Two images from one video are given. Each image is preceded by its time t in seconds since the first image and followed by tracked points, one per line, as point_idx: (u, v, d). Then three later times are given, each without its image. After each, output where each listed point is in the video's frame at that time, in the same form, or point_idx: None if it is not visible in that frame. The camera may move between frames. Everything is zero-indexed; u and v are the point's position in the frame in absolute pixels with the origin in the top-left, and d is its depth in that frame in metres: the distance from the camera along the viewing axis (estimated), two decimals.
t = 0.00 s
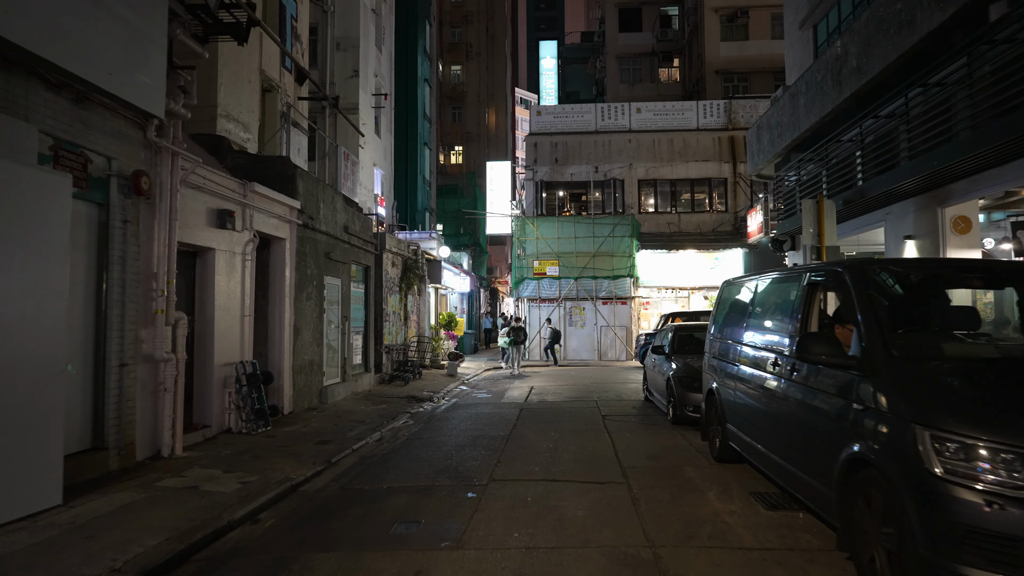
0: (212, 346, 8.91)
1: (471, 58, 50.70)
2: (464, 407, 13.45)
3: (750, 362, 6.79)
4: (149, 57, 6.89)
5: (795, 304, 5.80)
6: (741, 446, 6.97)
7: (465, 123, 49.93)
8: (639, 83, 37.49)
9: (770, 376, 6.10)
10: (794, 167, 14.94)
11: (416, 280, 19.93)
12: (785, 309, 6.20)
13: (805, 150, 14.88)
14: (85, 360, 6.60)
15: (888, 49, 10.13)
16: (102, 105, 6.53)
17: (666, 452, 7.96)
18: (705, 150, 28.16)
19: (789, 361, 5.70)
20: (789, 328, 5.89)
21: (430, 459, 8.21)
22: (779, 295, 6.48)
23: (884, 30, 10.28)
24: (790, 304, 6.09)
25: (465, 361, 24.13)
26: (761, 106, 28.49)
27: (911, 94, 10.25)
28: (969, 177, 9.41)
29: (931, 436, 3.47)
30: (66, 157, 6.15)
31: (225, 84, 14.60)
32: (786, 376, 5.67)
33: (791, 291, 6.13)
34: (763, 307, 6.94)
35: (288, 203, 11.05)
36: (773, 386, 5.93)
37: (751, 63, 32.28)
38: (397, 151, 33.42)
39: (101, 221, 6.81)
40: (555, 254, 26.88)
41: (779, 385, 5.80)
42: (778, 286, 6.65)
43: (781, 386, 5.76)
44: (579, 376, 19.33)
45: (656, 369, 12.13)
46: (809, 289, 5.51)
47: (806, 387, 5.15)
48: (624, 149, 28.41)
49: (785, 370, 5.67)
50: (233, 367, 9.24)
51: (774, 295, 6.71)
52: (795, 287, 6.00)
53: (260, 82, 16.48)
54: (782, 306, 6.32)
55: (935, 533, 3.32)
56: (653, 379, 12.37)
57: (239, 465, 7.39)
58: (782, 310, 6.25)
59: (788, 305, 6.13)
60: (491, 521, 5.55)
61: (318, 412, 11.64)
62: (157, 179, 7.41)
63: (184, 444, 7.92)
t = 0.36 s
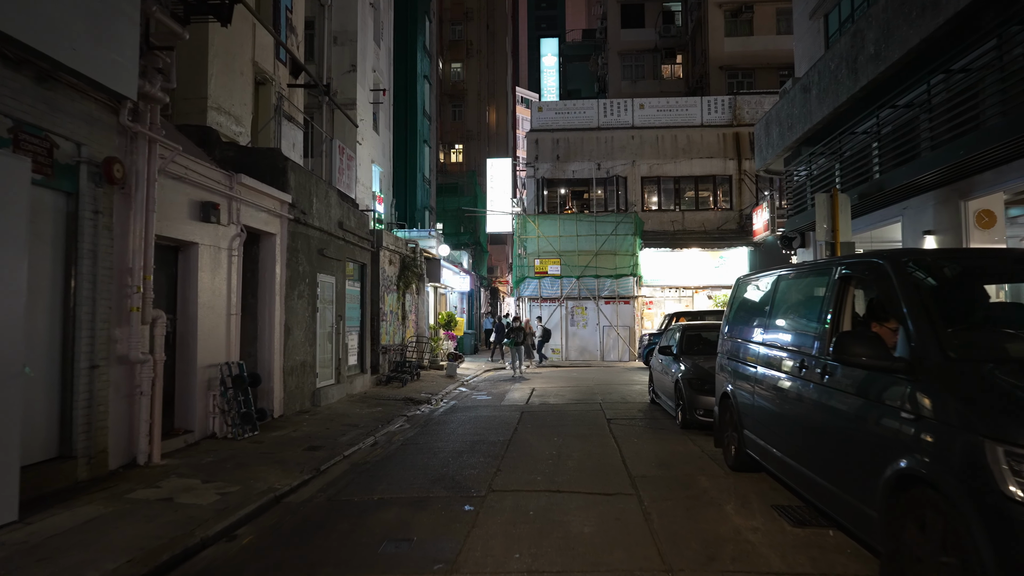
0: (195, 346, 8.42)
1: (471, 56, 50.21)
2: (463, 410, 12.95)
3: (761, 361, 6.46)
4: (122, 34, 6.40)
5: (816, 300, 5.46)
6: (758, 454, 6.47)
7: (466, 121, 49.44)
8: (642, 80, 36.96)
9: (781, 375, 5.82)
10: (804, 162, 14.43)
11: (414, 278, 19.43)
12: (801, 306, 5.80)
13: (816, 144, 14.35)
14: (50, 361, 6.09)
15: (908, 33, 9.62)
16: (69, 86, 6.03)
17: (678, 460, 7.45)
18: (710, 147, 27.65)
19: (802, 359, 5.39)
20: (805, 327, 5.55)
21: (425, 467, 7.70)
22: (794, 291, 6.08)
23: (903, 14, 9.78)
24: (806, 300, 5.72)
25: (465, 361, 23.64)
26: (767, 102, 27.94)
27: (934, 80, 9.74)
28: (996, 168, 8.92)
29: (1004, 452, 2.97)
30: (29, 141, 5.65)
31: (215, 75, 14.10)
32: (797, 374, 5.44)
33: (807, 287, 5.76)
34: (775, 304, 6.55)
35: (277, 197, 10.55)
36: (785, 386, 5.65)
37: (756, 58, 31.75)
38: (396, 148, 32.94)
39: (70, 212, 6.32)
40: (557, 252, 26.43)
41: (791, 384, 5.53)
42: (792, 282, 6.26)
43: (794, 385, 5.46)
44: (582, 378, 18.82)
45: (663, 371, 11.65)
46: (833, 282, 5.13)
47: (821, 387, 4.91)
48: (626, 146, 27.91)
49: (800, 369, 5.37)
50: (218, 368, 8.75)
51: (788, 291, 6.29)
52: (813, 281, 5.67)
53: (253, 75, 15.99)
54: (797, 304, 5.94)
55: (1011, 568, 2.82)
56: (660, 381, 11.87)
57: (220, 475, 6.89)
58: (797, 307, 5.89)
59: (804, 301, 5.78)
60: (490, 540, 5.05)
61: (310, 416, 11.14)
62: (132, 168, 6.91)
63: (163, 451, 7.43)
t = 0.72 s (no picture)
0: (173, 348, 7.92)
1: (471, 53, 49.72)
2: (460, 413, 12.45)
3: (773, 361, 6.11)
4: (84, 9, 5.90)
5: (827, 296, 5.24)
6: (775, 463, 5.97)
7: (465, 120, 48.99)
8: (643, 77, 36.47)
9: (792, 376, 5.56)
10: (814, 156, 13.93)
11: (411, 277, 18.95)
12: (811, 303, 5.54)
13: (826, 137, 13.86)
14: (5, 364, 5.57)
15: (928, 17, 9.11)
16: (26, 63, 5.54)
17: (687, 470, 6.95)
18: (713, 144, 27.15)
19: (813, 359, 5.15)
20: (817, 324, 5.30)
21: (416, 476, 7.20)
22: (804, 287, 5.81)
23: None
24: (817, 297, 5.48)
25: (463, 362, 23.15)
26: (771, 98, 27.43)
27: (956, 67, 9.25)
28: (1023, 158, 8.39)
29: None
30: None
31: (203, 66, 13.61)
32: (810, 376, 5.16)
33: (817, 283, 5.52)
34: (783, 303, 6.28)
35: (264, 190, 10.07)
36: (797, 386, 5.40)
37: (760, 54, 31.24)
38: (394, 146, 32.46)
39: (29, 202, 5.82)
40: (557, 251, 25.99)
41: (807, 386, 5.19)
42: (800, 279, 6.03)
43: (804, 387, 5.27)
44: (583, 379, 18.32)
45: (669, 373, 11.12)
46: (848, 273, 4.92)
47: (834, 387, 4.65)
48: (628, 143, 27.41)
49: (817, 370, 4.99)
50: (198, 370, 8.27)
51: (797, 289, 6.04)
52: (822, 276, 5.48)
53: (243, 67, 15.49)
54: (807, 301, 5.68)
55: None
56: (666, 383, 11.35)
57: (194, 486, 6.39)
58: (806, 305, 5.65)
59: (814, 298, 5.54)
60: (483, 562, 4.55)
61: (299, 420, 10.64)
62: (100, 155, 6.41)
63: (135, 459, 6.93)
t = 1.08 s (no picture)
0: (148, 352, 7.43)
1: (471, 51, 49.25)
2: (456, 418, 11.95)
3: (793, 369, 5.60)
4: None
5: (836, 298, 5.12)
6: (794, 479, 5.48)
7: (465, 118, 48.56)
8: (645, 74, 35.96)
9: (802, 381, 5.37)
10: (824, 151, 13.41)
11: (407, 277, 18.45)
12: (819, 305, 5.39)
13: (836, 132, 13.34)
14: None
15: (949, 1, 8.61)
16: None
17: (697, 486, 6.46)
18: (717, 141, 26.62)
19: (823, 364, 5.00)
20: (827, 329, 5.13)
21: (405, 492, 6.69)
22: (811, 289, 5.64)
23: None
24: (825, 300, 5.34)
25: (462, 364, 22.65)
26: (777, 94, 26.88)
27: (979, 54, 8.71)
28: None
29: None
30: None
31: (190, 58, 13.12)
32: (822, 381, 4.99)
33: (824, 285, 5.39)
34: (789, 307, 6.08)
35: (250, 186, 9.57)
36: (809, 392, 5.19)
37: (764, 50, 30.70)
38: (392, 143, 31.98)
39: None
40: (558, 250, 25.49)
41: (835, 397, 4.72)
42: (806, 281, 5.87)
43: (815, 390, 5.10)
44: (584, 382, 17.82)
45: (674, 377, 10.58)
46: (857, 274, 4.82)
47: (847, 393, 4.54)
48: (630, 140, 26.89)
49: (848, 380, 4.53)
50: (175, 376, 7.78)
51: (804, 292, 5.88)
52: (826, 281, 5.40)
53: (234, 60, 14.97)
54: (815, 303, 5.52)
55: None
56: (671, 388, 10.81)
57: (163, 504, 5.89)
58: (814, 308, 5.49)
59: (821, 302, 5.39)
60: None
61: (287, 427, 10.15)
62: (62, 145, 5.93)
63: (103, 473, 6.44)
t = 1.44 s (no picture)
0: (120, 353, 6.93)
1: (471, 48, 48.79)
2: (453, 422, 11.45)
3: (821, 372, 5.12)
4: None
5: (851, 295, 5.01)
6: (822, 494, 4.97)
7: (465, 116, 48.10)
8: (647, 70, 35.48)
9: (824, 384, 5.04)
10: (837, 143, 12.88)
11: (404, 275, 17.96)
12: (832, 302, 5.27)
13: (850, 124, 12.79)
14: None
15: None
16: None
17: (712, 499, 5.96)
18: (721, 137, 26.10)
19: (840, 362, 4.86)
20: (841, 327, 5.02)
21: (395, 504, 6.18)
22: (823, 285, 5.52)
23: None
24: (839, 296, 5.23)
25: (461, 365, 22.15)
26: (782, 89, 26.36)
27: (1010, 36, 8.17)
28: None
29: None
30: None
31: (177, 48, 12.61)
32: (837, 380, 4.85)
33: (837, 281, 5.28)
34: (800, 304, 5.96)
35: (235, 177, 9.08)
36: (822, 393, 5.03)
37: (769, 45, 30.18)
38: (391, 140, 31.48)
39: None
40: (559, 248, 24.96)
41: (875, 405, 4.25)
42: (817, 277, 5.75)
43: (827, 391, 4.95)
44: (586, 384, 17.30)
45: (682, 378, 10.08)
46: (875, 270, 4.72)
47: (890, 400, 4.08)
48: (632, 136, 26.39)
49: (893, 386, 4.08)
50: (151, 380, 7.27)
51: (814, 289, 5.76)
52: (840, 276, 5.30)
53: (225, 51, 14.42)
54: (827, 300, 5.39)
55: None
56: (679, 390, 10.31)
57: (130, 520, 5.39)
58: (826, 305, 5.37)
59: (834, 299, 5.29)
60: None
61: (275, 431, 9.66)
62: (19, 127, 5.44)
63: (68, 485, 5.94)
